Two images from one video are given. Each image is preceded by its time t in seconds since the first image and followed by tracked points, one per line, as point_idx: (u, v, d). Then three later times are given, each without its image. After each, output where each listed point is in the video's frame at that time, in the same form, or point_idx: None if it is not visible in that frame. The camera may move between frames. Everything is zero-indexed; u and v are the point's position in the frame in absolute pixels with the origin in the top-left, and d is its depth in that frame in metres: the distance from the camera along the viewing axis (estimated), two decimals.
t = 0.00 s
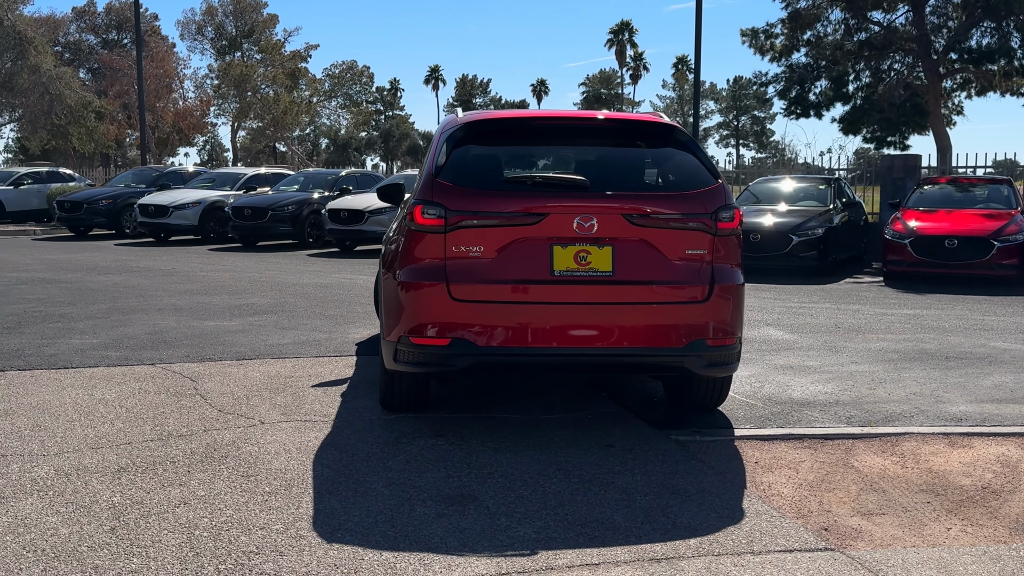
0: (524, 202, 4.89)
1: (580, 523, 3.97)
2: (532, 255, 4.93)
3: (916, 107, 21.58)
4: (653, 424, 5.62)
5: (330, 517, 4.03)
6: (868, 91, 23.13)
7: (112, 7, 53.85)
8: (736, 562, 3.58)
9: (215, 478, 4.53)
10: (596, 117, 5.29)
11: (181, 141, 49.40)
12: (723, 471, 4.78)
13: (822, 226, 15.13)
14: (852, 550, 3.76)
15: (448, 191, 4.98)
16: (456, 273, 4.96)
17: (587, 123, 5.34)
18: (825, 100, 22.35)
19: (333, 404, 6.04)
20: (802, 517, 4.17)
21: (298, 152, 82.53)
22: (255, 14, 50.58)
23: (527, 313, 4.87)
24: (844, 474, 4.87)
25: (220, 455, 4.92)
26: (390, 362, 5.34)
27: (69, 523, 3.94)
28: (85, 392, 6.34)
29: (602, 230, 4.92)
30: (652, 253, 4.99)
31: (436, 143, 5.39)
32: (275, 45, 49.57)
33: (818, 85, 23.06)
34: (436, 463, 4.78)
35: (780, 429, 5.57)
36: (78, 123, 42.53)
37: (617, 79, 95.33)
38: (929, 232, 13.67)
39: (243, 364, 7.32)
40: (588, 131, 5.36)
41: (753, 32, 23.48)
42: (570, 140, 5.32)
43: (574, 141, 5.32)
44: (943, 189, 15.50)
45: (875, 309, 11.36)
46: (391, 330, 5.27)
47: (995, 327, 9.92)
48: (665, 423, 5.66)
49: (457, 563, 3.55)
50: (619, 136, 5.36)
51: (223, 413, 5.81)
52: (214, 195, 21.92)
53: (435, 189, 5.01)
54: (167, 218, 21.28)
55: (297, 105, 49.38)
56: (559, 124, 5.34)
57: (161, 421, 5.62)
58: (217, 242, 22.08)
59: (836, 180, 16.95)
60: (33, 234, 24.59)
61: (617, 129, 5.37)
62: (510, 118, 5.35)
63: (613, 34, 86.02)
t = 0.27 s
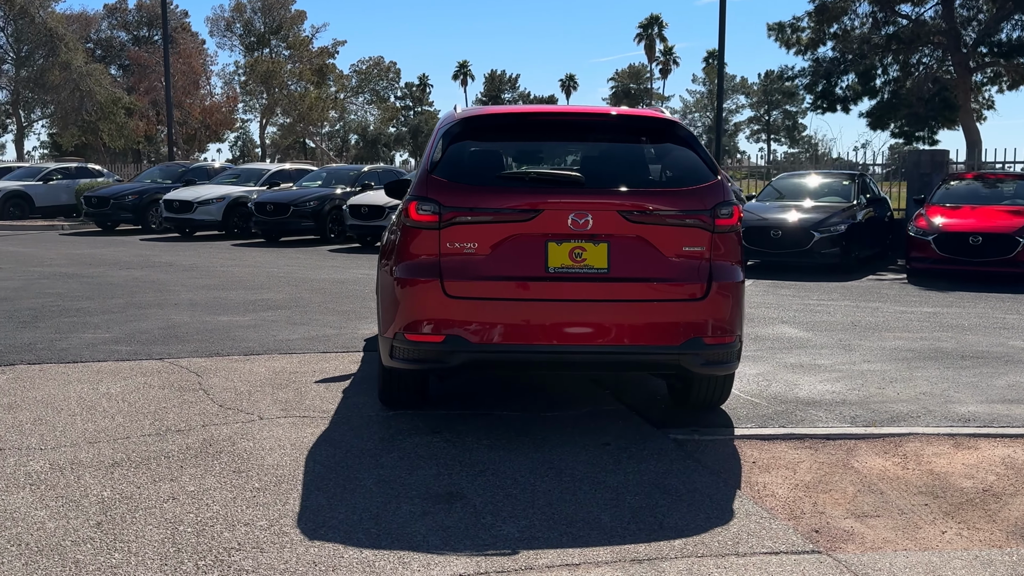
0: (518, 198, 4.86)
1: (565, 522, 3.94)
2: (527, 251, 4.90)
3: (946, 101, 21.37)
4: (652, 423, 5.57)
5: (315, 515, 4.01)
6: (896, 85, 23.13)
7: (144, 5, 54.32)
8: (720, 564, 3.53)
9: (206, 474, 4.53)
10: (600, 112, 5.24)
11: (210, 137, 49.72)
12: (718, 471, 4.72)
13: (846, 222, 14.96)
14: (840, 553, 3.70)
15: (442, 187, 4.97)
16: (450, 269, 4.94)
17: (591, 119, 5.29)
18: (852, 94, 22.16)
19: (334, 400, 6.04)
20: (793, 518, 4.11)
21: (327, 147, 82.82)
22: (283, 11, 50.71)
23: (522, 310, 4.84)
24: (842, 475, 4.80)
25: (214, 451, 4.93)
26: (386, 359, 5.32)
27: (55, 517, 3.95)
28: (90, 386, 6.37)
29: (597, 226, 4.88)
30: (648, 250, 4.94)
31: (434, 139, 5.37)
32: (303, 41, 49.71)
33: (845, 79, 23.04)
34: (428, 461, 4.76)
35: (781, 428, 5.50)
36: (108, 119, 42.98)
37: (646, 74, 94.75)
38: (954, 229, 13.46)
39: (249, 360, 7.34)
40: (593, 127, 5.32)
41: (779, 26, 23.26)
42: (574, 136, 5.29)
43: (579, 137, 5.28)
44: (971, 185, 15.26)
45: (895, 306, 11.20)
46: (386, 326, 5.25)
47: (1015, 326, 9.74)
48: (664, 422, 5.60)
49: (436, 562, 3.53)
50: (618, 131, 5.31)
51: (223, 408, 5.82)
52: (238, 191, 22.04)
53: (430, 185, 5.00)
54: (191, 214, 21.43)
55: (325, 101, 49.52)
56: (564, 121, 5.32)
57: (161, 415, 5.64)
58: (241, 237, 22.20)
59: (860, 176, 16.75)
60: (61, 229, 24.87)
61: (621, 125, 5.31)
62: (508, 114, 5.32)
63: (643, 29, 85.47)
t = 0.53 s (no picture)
0: (513, 195, 4.87)
1: (550, 518, 3.94)
2: (522, 247, 4.90)
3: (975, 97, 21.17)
4: (651, 420, 5.55)
5: (303, 507, 4.05)
6: (926, 81, 23.13)
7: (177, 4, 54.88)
8: (700, 562, 3.52)
9: (201, 466, 4.58)
10: (599, 109, 5.23)
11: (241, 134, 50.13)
12: (712, 468, 4.70)
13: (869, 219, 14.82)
14: (823, 551, 3.67)
15: (439, 183, 4.98)
16: (446, 265, 4.96)
17: (589, 115, 5.28)
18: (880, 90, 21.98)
19: (337, 395, 6.08)
20: (782, 516, 4.09)
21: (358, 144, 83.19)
22: (313, 9, 50.96)
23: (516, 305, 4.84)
24: (838, 473, 4.76)
25: (212, 444, 4.98)
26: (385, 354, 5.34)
27: (48, 507, 4.02)
28: (100, 379, 6.47)
29: (591, 222, 4.87)
30: (644, 247, 4.93)
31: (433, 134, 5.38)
32: (333, 39, 49.98)
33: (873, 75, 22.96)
34: (422, 456, 4.77)
35: (782, 426, 5.46)
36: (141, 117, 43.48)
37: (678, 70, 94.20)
38: (980, 227, 13.27)
39: (259, 354, 7.41)
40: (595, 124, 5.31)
41: (807, 21, 23.07)
42: (575, 132, 5.28)
43: (579, 133, 5.28)
44: (1001, 182, 15.02)
45: (915, 305, 11.08)
46: (384, 322, 5.27)
47: None
48: (664, 420, 5.59)
49: (416, 556, 3.55)
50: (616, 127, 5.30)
51: (227, 402, 5.88)
52: (264, 188, 22.22)
53: (426, 181, 5.01)
54: (218, 211, 21.64)
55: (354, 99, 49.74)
56: (565, 117, 5.32)
57: (165, 409, 5.71)
58: (268, 233, 22.38)
59: (887, 174, 16.57)
60: (92, 225, 25.21)
61: (620, 122, 5.30)
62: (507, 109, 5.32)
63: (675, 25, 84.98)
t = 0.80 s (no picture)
0: (506, 192, 4.91)
1: (531, 511, 3.98)
2: (515, 244, 4.95)
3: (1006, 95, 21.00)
4: (647, 418, 5.57)
5: (289, 499, 4.12)
6: (955, 78, 22.98)
7: (211, 5, 55.47)
8: (673, 556, 3.54)
9: (196, 459, 4.67)
10: (592, 107, 5.26)
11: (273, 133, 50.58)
12: (701, 465, 4.72)
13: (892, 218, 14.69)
14: (799, 546, 3.69)
15: (432, 181, 5.04)
16: (439, 261, 5.01)
17: (584, 113, 5.31)
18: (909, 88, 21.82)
19: (339, 390, 6.15)
20: (764, 512, 4.10)
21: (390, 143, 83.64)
22: (345, 9, 51.34)
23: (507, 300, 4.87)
24: (828, 470, 4.76)
25: (209, 437, 5.06)
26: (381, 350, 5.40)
27: (41, 497, 4.12)
28: (110, 374, 6.59)
29: (582, 220, 4.90)
30: (635, 244, 4.95)
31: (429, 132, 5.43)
32: (364, 39, 50.34)
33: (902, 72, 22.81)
34: (413, 451, 4.83)
35: (777, 424, 5.46)
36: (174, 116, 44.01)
37: (711, 68, 93.70)
38: (1004, 226, 13.12)
39: (268, 350, 7.51)
40: (592, 122, 5.34)
41: (835, 19, 22.92)
42: (570, 131, 5.32)
43: (573, 131, 5.31)
44: None
45: (933, 304, 10.99)
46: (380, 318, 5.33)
47: None
48: (660, 417, 5.60)
49: (394, 547, 3.60)
50: (611, 125, 5.33)
51: (230, 396, 5.98)
52: (291, 186, 22.43)
53: (420, 178, 5.07)
54: (246, 209, 21.87)
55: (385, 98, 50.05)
56: (561, 115, 5.35)
57: (169, 402, 5.81)
58: (294, 231, 22.58)
59: (912, 172, 16.42)
60: (124, 224, 25.55)
61: (614, 119, 5.32)
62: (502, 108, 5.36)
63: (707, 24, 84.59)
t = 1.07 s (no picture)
0: (499, 192, 4.93)
1: (514, 510, 4.00)
2: (508, 243, 4.96)
3: None
4: (644, 418, 5.56)
5: (277, 496, 4.17)
6: (986, 76, 22.64)
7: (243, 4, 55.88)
8: (650, 556, 3.54)
9: (191, 455, 4.74)
10: (587, 106, 5.25)
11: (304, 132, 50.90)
12: (692, 466, 4.70)
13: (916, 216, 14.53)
14: (778, 548, 3.67)
15: (427, 180, 5.07)
16: (434, 261, 5.04)
17: (579, 113, 5.31)
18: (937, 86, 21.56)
19: (341, 388, 6.20)
20: (749, 513, 4.08)
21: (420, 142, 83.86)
22: (375, 8, 51.59)
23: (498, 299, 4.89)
24: (820, 472, 4.73)
25: (207, 434, 5.13)
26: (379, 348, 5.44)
27: (34, 491, 4.20)
28: (119, 370, 6.68)
29: (575, 219, 4.91)
30: (629, 243, 4.94)
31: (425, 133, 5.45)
32: (394, 37, 50.52)
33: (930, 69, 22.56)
34: (405, 449, 4.86)
35: (775, 425, 5.44)
36: (206, 115, 44.42)
37: (744, 66, 93.03)
38: None
39: (277, 347, 7.58)
40: (587, 122, 5.34)
41: (863, 16, 22.70)
42: (566, 130, 5.32)
43: (568, 131, 5.32)
44: None
45: (953, 304, 10.86)
46: (377, 316, 5.37)
47: None
48: (657, 417, 5.59)
49: (373, 544, 3.64)
50: (607, 125, 5.32)
51: (233, 393, 6.05)
52: (317, 184, 22.58)
53: (415, 179, 5.11)
54: (272, 207, 22.04)
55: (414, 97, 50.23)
56: (556, 115, 5.35)
57: (173, 399, 5.89)
58: (320, 230, 22.72)
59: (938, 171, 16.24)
60: (153, 222, 25.83)
61: (609, 119, 5.32)
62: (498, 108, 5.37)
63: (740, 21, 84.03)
